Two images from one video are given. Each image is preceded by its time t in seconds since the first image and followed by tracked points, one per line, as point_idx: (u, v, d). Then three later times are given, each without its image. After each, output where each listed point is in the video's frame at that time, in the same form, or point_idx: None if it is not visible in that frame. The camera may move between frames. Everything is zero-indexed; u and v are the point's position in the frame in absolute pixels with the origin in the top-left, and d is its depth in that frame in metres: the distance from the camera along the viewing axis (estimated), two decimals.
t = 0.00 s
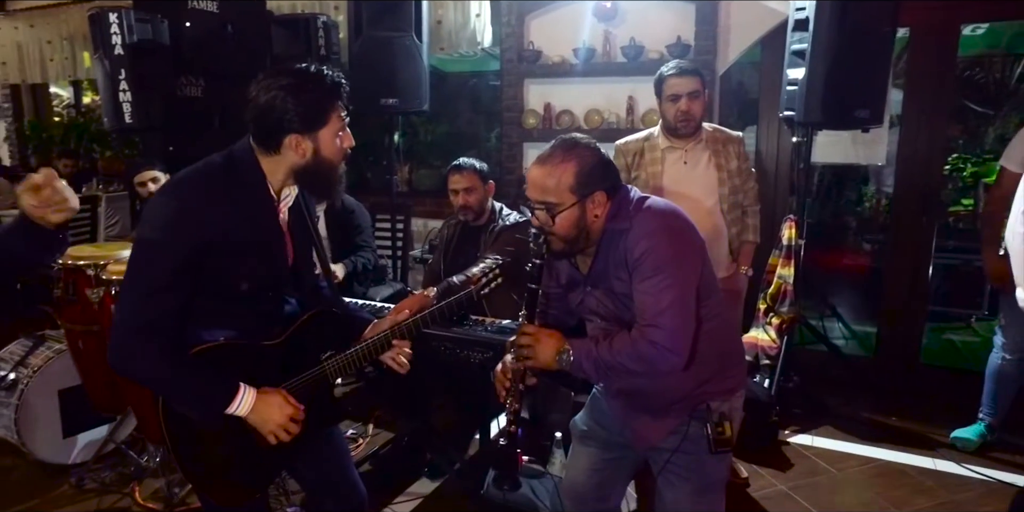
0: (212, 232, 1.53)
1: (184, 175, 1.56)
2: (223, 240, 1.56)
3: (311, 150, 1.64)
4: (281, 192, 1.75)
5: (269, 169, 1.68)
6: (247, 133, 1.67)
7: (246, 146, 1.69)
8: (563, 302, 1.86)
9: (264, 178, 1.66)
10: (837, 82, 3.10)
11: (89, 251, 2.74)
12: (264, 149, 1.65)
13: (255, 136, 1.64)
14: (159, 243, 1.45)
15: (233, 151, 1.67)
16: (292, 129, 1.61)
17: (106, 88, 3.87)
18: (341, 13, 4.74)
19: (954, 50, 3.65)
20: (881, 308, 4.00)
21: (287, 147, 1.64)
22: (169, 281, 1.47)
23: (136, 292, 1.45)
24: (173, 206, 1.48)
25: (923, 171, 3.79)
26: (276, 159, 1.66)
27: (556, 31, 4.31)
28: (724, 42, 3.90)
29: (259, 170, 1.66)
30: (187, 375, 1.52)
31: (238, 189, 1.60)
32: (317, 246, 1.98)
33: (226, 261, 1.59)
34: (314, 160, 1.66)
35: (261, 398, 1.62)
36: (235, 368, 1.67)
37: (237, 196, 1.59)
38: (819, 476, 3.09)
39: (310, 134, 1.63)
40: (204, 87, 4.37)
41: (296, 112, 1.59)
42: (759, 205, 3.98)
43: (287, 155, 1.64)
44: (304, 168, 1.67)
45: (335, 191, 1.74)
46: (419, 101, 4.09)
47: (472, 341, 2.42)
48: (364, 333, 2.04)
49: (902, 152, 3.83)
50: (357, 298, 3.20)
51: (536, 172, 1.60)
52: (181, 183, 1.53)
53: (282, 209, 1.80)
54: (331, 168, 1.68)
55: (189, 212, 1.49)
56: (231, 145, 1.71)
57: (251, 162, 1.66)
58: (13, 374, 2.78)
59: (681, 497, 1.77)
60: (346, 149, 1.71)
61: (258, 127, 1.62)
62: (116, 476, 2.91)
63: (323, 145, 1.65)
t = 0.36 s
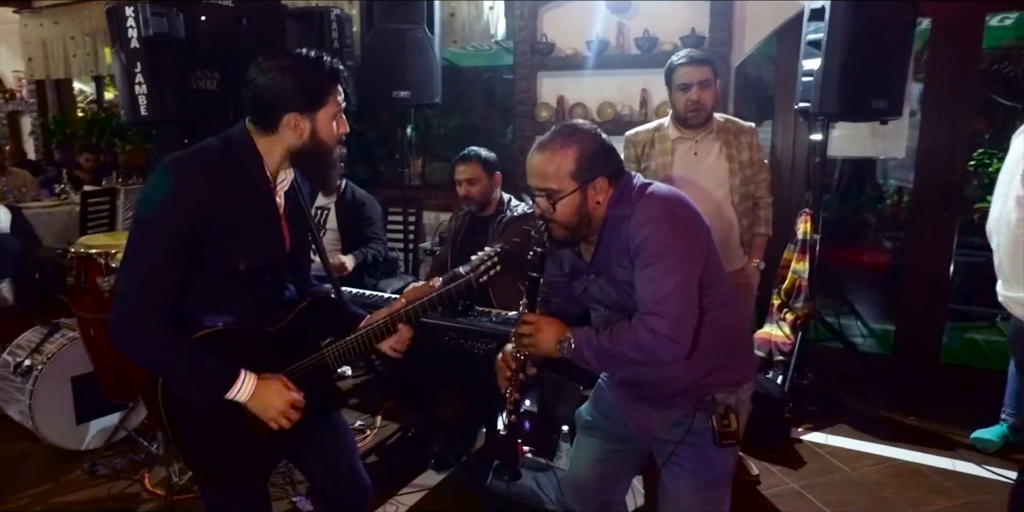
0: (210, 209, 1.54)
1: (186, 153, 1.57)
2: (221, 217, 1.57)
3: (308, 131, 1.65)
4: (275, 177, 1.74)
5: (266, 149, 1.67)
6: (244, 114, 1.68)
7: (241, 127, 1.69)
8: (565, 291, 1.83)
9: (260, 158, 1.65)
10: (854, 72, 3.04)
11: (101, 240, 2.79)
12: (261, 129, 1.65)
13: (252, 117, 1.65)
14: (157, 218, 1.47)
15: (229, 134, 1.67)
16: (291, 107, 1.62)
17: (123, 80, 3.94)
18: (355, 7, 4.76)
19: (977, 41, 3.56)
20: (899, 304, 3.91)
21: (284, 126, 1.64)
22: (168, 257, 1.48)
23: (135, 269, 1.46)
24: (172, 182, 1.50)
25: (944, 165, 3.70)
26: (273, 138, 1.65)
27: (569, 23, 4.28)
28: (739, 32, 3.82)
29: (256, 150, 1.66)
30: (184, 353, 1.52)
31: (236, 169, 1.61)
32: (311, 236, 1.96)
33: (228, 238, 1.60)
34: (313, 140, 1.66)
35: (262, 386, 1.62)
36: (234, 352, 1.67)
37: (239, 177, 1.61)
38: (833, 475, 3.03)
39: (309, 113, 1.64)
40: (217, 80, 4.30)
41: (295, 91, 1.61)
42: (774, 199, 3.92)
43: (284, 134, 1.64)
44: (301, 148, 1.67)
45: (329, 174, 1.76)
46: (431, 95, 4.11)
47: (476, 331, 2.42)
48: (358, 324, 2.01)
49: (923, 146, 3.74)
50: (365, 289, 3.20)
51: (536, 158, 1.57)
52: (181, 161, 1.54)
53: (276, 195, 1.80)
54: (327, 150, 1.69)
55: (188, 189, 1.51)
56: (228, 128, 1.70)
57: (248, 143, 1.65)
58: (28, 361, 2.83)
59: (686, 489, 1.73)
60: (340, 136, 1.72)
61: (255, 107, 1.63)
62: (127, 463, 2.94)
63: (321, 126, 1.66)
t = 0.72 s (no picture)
0: (216, 198, 1.53)
1: (200, 139, 1.57)
2: (229, 206, 1.56)
3: (317, 126, 1.65)
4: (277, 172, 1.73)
5: (270, 142, 1.66)
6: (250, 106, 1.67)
7: (247, 120, 1.68)
8: (566, 284, 1.80)
9: (265, 149, 1.64)
10: (870, 63, 2.96)
11: (111, 233, 2.82)
12: (268, 122, 1.64)
13: (258, 109, 1.65)
14: (164, 203, 1.46)
15: (234, 126, 1.66)
16: (303, 99, 1.61)
17: (137, 74, 3.97)
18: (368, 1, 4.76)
19: (1002, 32, 3.45)
20: (919, 303, 3.82)
21: (294, 120, 1.63)
22: (182, 240, 1.48)
23: (144, 257, 1.45)
24: (182, 169, 1.50)
25: (966, 161, 3.60)
26: (280, 131, 1.64)
27: (580, 16, 4.24)
28: (754, 25, 3.82)
29: (259, 141, 1.65)
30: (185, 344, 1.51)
31: (243, 159, 1.60)
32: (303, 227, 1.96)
33: (233, 226, 1.58)
34: (319, 135, 1.67)
35: (261, 376, 1.60)
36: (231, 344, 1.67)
37: (245, 170, 1.60)
38: (845, 477, 2.96)
39: (319, 109, 1.64)
40: (230, 74, 4.32)
41: (305, 86, 1.60)
42: (788, 195, 3.85)
43: (293, 128, 1.64)
44: (307, 142, 1.67)
45: (327, 167, 1.77)
46: (441, 88, 4.09)
47: (477, 326, 2.43)
48: (347, 319, 2.02)
49: (944, 141, 3.64)
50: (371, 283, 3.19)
51: (537, 147, 1.54)
52: (192, 149, 1.54)
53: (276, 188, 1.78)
54: (332, 145, 1.70)
55: (198, 175, 1.50)
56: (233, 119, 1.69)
57: (252, 136, 1.64)
58: (41, 351, 2.87)
59: (686, 487, 1.70)
60: (342, 134, 1.73)
61: (264, 100, 1.63)
62: (135, 453, 2.97)
63: (328, 122, 1.67)
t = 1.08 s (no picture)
0: (217, 188, 1.52)
1: (201, 131, 1.57)
2: (229, 199, 1.56)
3: (319, 118, 1.65)
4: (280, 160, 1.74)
5: (273, 132, 1.66)
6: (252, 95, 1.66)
7: (250, 108, 1.68)
8: (571, 268, 1.79)
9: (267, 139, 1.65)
10: (891, 50, 2.90)
11: (126, 220, 2.86)
12: (271, 112, 1.64)
13: (261, 98, 1.65)
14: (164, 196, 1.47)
15: (236, 114, 1.66)
16: (303, 92, 1.60)
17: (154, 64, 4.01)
18: None
19: None
20: (940, 297, 3.74)
21: (296, 112, 1.63)
22: (180, 233, 1.48)
23: (147, 246, 1.45)
24: (181, 161, 1.50)
25: (990, 152, 3.51)
26: (283, 122, 1.64)
27: (596, 5, 4.20)
28: (771, 12, 3.78)
29: (261, 130, 1.65)
30: (189, 329, 1.51)
31: (244, 149, 1.60)
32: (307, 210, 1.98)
33: (231, 218, 1.58)
34: (320, 128, 1.67)
35: (267, 365, 1.61)
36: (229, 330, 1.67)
37: (249, 159, 1.60)
38: (860, 472, 2.92)
39: (320, 100, 1.63)
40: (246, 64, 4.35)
41: (308, 78, 1.60)
42: (806, 186, 3.79)
43: (294, 120, 1.64)
44: (308, 134, 1.67)
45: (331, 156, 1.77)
46: (455, 77, 4.07)
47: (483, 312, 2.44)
48: (355, 305, 2.03)
49: (968, 131, 3.55)
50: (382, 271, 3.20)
51: (542, 128, 1.52)
52: (193, 140, 1.55)
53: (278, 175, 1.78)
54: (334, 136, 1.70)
55: (199, 166, 1.51)
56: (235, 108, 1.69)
57: (254, 125, 1.64)
58: (59, 334, 2.93)
59: (690, 473, 1.68)
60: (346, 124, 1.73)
61: (267, 91, 1.63)
62: (150, 436, 3.02)
63: (330, 115, 1.66)
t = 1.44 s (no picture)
0: (209, 172, 1.51)
1: (181, 122, 1.55)
2: (219, 180, 1.54)
3: (303, 103, 1.62)
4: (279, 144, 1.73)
5: (264, 118, 1.65)
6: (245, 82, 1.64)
7: (242, 94, 1.66)
8: (583, 254, 1.79)
9: (258, 124, 1.63)
10: (908, 37, 2.85)
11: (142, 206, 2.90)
12: (258, 97, 1.62)
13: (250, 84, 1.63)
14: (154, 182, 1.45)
15: (229, 100, 1.65)
16: (290, 77, 1.58)
17: (172, 55, 4.07)
18: None
19: None
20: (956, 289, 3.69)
21: (280, 98, 1.61)
22: (167, 218, 1.46)
23: (140, 231, 1.44)
24: (169, 148, 1.48)
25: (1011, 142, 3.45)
26: (269, 108, 1.63)
27: None
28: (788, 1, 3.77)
29: (254, 117, 1.63)
30: (195, 314, 1.53)
31: (233, 133, 1.58)
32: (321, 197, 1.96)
33: (226, 201, 1.57)
34: (307, 113, 1.63)
35: (264, 345, 1.62)
36: (237, 314, 1.66)
37: (238, 145, 1.58)
38: (871, 463, 2.90)
39: (304, 84, 1.60)
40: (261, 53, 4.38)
41: (292, 60, 1.57)
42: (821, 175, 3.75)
43: (280, 107, 1.62)
44: (297, 120, 1.65)
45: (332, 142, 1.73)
46: (468, 65, 4.07)
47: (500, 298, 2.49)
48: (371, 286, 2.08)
49: (988, 120, 3.49)
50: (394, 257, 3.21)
51: (553, 112, 1.52)
52: (181, 127, 1.53)
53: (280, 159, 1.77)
54: (324, 122, 1.65)
55: (183, 152, 1.48)
56: (231, 94, 1.68)
57: (245, 110, 1.63)
58: (79, 317, 2.99)
59: (698, 460, 1.68)
60: (341, 109, 1.68)
61: (253, 76, 1.60)
62: (166, 419, 3.07)
63: (317, 99, 1.63)
